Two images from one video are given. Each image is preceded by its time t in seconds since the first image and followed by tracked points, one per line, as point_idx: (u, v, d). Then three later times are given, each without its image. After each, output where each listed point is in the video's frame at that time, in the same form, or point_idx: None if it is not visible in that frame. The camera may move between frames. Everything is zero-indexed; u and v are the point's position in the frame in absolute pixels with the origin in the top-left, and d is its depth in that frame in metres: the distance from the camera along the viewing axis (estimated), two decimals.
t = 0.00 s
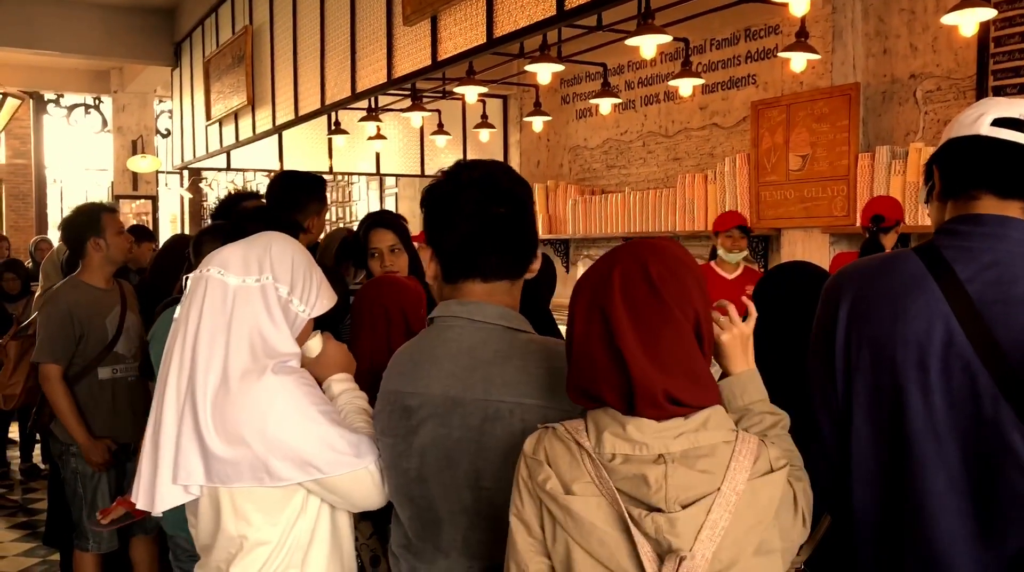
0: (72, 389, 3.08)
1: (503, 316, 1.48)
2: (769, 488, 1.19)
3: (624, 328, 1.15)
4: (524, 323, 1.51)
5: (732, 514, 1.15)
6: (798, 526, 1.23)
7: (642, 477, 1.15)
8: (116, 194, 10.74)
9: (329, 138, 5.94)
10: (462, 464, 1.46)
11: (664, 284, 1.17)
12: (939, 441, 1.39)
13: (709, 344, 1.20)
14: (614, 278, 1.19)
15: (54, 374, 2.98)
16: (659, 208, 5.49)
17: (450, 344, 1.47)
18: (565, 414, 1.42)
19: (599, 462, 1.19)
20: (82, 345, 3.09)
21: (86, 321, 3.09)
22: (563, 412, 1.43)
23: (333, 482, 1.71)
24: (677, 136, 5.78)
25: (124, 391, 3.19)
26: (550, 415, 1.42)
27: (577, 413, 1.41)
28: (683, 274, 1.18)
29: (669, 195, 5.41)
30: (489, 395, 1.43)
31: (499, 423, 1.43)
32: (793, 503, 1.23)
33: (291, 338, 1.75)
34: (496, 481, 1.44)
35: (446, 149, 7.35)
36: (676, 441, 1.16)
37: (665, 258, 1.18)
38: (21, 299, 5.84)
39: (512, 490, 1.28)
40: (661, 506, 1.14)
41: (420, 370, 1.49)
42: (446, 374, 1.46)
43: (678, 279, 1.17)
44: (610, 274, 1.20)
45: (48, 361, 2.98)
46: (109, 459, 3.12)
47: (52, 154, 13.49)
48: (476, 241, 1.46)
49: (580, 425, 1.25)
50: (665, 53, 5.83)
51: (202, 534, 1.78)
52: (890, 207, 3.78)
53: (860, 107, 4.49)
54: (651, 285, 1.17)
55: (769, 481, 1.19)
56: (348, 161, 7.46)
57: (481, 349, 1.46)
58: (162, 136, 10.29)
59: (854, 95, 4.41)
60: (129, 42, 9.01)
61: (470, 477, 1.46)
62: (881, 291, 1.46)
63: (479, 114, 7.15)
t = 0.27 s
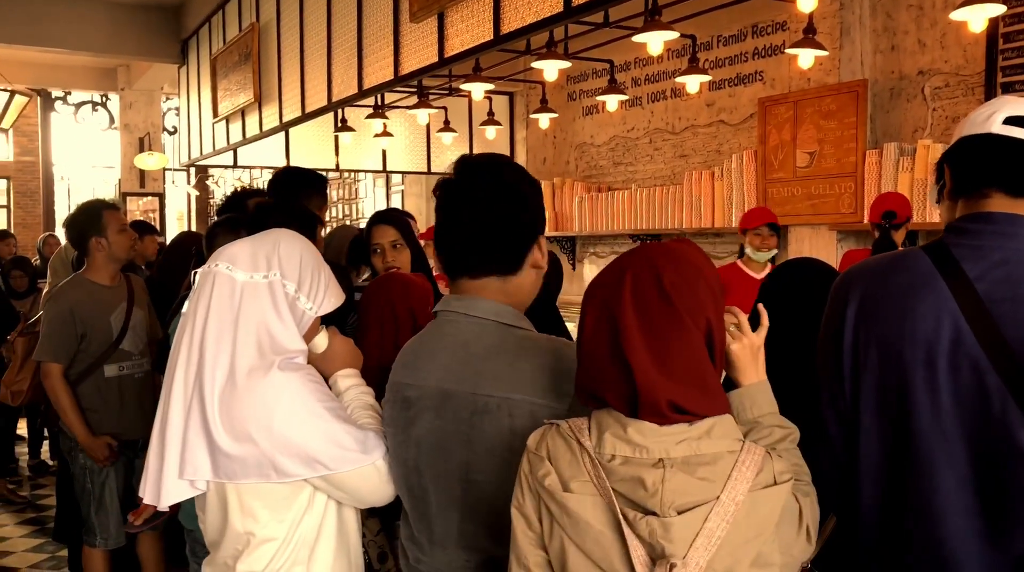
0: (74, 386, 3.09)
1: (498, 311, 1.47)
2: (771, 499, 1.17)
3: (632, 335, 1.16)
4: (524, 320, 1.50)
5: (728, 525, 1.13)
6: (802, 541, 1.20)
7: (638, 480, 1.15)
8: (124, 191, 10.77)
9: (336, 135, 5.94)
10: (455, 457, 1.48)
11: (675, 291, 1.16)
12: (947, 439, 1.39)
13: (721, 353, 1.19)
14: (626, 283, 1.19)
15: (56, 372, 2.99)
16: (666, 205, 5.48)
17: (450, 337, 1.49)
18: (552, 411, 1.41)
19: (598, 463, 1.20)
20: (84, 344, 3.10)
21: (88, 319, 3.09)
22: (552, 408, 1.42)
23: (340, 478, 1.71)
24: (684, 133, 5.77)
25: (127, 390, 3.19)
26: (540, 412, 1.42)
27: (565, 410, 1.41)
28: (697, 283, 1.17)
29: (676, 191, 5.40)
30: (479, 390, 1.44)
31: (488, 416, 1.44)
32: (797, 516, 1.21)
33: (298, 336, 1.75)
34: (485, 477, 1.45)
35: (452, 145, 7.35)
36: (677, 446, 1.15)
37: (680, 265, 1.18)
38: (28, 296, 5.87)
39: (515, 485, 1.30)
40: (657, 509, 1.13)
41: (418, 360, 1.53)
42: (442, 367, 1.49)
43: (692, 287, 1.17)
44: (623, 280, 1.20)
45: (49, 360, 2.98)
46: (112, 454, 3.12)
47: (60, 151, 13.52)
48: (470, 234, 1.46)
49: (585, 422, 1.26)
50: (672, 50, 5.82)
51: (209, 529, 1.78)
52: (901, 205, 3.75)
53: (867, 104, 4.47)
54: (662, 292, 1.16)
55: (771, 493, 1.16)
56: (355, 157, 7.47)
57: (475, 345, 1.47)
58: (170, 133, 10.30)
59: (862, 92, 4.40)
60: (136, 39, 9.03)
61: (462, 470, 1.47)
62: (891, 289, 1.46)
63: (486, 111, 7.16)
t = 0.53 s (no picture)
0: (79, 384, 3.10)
1: (487, 307, 1.49)
2: (771, 514, 1.15)
3: (636, 340, 1.16)
4: (518, 315, 1.52)
5: (725, 535, 1.12)
6: (807, 557, 1.19)
7: (634, 483, 1.15)
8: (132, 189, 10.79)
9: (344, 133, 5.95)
10: (444, 451, 1.51)
11: (683, 298, 1.16)
12: (961, 442, 1.38)
13: (729, 361, 1.19)
14: (634, 288, 1.19)
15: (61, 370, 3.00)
16: (673, 203, 5.48)
17: (440, 333, 1.52)
18: (535, 406, 1.43)
19: (598, 464, 1.21)
20: (91, 343, 3.11)
21: (95, 318, 3.10)
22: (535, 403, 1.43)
23: (348, 474, 1.72)
24: (692, 131, 5.76)
25: (134, 389, 3.19)
26: (521, 405, 1.43)
27: (546, 403, 1.43)
28: (707, 290, 1.17)
29: (684, 189, 5.40)
30: (466, 383, 1.46)
31: (472, 411, 1.46)
32: (804, 533, 1.20)
33: (309, 332, 1.75)
34: (471, 469, 1.47)
35: (459, 143, 7.36)
36: (675, 451, 1.15)
37: (690, 273, 1.17)
38: (37, 293, 5.90)
39: (517, 483, 1.33)
40: (650, 515, 1.13)
41: (412, 356, 1.57)
42: (433, 362, 1.52)
43: (701, 294, 1.16)
44: (631, 285, 1.20)
45: (54, 358, 3.00)
46: (116, 451, 3.13)
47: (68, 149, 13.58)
48: (445, 243, 1.54)
49: (589, 422, 1.28)
50: (680, 48, 5.81)
51: (217, 526, 1.79)
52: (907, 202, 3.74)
53: (876, 102, 4.46)
54: (670, 298, 1.16)
55: (770, 505, 1.15)
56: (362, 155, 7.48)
57: (462, 339, 1.48)
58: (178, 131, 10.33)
59: (870, 90, 4.38)
60: (145, 37, 9.05)
61: (450, 463, 1.50)
62: (903, 291, 1.46)
63: (493, 109, 7.16)
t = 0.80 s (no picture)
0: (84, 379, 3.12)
1: (480, 306, 1.57)
2: (775, 517, 1.14)
3: (642, 341, 1.16)
4: (518, 317, 1.59)
5: (726, 538, 1.12)
6: (818, 563, 1.16)
7: (635, 485, 1.16)
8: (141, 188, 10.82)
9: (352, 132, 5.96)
10: (433, 439, 1.63)
11: (690, 299, 1.16)
12: (961, 440, 1.40)
13: (736, 361, 1.19)
14: (640, 289, 1.20)
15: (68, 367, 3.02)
16: (681, 203, 5.48)
17: (441, 328, 1.63)
18: (513, 406, 1.50)
19: (600, 465, 1.22)
20: (101, 340, 3.12)
21: (105, 315, 3.12)
22: (516, 403, 1.50)
23: (355, 473, 1.72)
24: (700, 131, 5.75)
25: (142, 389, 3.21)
26: (500, 404, 1.50)
27: (526, 403, 1.49)
28: (714, 289, 1.17)
29: (692, 189, 5.40)
30: (457, 378, 1.56)
31: (459, 408, 1.56)
32: (817, 538, 1.17)
33: (317, 331, 1.76)
34: (454, 461, 1.58)
35: (467, 142, 7.36)
36: (678, 454, 1.15)
37: (696, 272, 1.17)
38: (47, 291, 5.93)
39: (523, 482, 1.35)
40: (651, 516, 1.13)
41: (417, 353, 1.69)
42: (432, 358, 1.64)
43: (707, 295, 1.16)
44: (637, 286, 1.20)
45: (63, 353, 3.01)
46: (123, 445, 3.13)
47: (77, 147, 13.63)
48: (446, 249, 1.62)
49: (594, 422, 1.29)
50: (688, 47, 5.80)
51: (225, 524, 1.80)
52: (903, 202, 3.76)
53: (885, 102, 4.45)
54: (677, 299, 1.17)
55: (773, 508, 1.14)
56: (370, 154, 7.49)
57: (458, 333, 1.59)
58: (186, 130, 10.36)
59: (879, 89, 4.37)
60: (154, 36, 9.07)
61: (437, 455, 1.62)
62: (911, 289, 1.47)
63: (501, 108, 7.16)
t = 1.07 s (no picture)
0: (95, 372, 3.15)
1: (479, 303, 1.59)
2: (781, 517, 1.13)
3: (645, 341, 1.17)
4: (515, 314, 1.60)
5: (733, 538, 1.11)
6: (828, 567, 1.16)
7: (641, 484, 1.16)
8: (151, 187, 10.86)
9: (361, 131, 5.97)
10: (432, 435, 1.66)
11: (692, 297, 1.16)
12: (961, 440, 1.37)
13: (740, 360, 1.19)
14: (643, 289, 1.20)
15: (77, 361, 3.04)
16: (691, 203, 5.47)
17: (442, 325, 1.66)
18: (501, 401, 1.50)
19: (608, 465, 1.22)
20: (111, 337, 3.15)
21: (115, 313, 3.14)
22: (504, 398, 1.50)
23: (362, 473, 1.73)
24: (709, 131, 5.74)
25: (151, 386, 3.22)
26: (490, 399, 1.51)
27: (514, 398, 1.49)
28: (716, 287, 1.17)
29: (701, 189, 5.39)
30: (453, 374, 1.58)
31: (455, 402, 1.58)
32: (828, 545, 1.17)
33: (326, 330, 1.76)
34: (451, 457, 1.60)
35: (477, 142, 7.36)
36: (685, 453, 1.15)
37: (697, 271, 1.18)
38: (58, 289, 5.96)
39: (532, 481, 1.35)
40: (657, 516, 1.14)
41: (422, 351, 1.71)
42: (433, 355, 1.66)
43: (708, 293, 1.16)
44: (640, 286, 1.21)
45: (71, 350, 3.03)
46: (132, 440, 3.14)
47: (89, 146, 13.71)
48: (450, 247, 1.63)
49: (601, 423, 1.29)
50: (698, 47, 5.79)
51: (235, 521, 1.81)
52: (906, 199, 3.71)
53: (896, 102, 4.43)
54: (678, 298, 1.17)
55: (781, 509, 1.14)
56: (379, 154, 7.50)
57: (455, 330, 1.62)
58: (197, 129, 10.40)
59: (890, 89, 4.35)
60: (165, 36, 9.10)
61: (437, 451, 1.65)
62: (917, 289, 1.43)
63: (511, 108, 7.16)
